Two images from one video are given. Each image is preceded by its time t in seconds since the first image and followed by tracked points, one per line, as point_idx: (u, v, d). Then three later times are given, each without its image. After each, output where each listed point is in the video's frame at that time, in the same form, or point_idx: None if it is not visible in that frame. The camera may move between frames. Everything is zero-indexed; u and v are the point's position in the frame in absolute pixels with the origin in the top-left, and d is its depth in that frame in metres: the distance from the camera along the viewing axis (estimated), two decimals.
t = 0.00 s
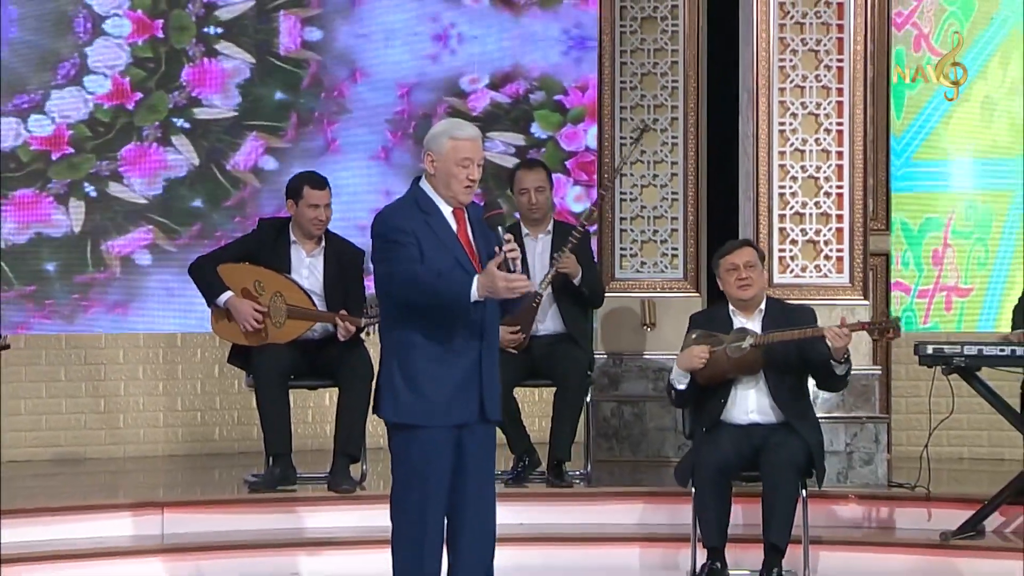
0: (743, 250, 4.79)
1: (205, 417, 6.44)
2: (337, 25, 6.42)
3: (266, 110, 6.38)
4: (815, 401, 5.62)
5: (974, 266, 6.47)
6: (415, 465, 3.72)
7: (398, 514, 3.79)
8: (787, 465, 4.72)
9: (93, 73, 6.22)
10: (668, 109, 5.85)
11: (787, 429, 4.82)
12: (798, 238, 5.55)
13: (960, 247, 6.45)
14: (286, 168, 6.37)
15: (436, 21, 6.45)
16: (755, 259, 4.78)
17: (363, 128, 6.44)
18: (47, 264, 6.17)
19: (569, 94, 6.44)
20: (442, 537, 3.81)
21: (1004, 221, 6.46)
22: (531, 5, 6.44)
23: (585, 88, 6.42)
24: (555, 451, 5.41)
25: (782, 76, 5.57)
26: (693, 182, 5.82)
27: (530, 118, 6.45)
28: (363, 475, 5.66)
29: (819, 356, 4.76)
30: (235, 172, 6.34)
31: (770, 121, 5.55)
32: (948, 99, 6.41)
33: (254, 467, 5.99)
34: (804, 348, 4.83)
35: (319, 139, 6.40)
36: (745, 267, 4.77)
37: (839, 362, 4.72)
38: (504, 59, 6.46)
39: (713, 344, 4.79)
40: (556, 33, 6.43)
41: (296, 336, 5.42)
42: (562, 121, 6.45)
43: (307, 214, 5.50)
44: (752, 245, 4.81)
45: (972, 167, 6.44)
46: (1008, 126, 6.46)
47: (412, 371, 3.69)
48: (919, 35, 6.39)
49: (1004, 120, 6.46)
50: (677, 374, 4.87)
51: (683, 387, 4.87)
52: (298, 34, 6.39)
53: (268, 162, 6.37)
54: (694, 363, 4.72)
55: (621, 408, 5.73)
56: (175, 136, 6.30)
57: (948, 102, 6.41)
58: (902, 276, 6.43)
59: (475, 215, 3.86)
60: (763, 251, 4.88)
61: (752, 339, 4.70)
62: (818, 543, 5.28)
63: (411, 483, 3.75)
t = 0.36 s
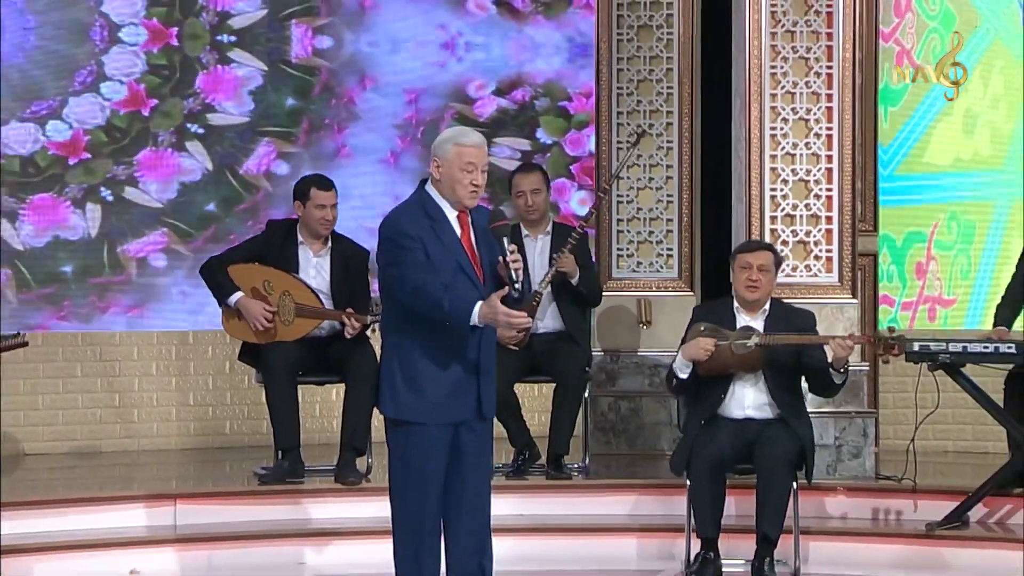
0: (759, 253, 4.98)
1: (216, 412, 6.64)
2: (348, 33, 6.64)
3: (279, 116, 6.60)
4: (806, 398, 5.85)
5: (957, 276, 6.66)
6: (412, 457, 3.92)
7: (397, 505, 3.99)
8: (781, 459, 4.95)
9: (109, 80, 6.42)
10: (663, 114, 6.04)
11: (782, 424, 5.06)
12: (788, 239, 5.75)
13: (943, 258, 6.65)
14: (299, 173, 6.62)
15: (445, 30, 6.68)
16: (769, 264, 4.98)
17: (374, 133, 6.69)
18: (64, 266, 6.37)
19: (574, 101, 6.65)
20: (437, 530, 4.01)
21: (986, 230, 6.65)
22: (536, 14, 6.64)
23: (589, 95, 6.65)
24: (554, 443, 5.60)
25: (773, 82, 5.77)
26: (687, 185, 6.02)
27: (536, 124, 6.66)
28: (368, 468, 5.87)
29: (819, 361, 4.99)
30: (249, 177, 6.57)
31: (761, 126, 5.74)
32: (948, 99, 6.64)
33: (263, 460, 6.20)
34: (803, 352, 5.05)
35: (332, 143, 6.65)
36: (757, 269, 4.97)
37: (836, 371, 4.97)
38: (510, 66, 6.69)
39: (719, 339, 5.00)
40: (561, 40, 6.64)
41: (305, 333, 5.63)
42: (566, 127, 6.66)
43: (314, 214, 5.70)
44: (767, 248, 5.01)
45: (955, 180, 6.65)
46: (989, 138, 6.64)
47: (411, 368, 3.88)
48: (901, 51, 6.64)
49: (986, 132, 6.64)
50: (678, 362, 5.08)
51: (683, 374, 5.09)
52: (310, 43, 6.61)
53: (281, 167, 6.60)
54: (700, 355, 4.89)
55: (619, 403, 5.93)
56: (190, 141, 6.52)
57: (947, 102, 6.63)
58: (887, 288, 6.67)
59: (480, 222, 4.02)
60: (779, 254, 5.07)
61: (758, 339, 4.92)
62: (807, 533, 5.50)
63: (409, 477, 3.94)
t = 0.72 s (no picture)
0: (758, 254, 5.20)
1: (229, 406, 6.88)
2: (360, 41, 6.91)
3: (292, 122, 6.85)
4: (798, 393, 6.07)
5: (943, 287, 6.87)
6: (415, 450, 4.13)
7: (403, 499, 4.19)
8: (776, 454, 5.15)
9: (127, 87, 6.63)
10: (660, 119, 6.26)
11: (777, 418, 5.26)
12: (781, 239, 5.95)
13: (928, 269, 6.88)
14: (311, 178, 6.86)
15: (454, 38, 6.96)
16: (767, 265, 5.20)
17: (387, 138, 6.96)
18: (84, 269, 6.59)
19: (581, 107, 6.97)
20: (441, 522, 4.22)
21: (970, 239, 6.86)
22: (542, 23, 6.94)
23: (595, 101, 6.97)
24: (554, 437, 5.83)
25: (766, 88, 5.97)
26: (684, 187, 6.24)
27: (544, 130, 6.96)
28: (376, 461, 6.10)
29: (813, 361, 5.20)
30: (264, 181, 6.82)
31: (755, 131, 5.95)
32: (948, 98, 6.86)
33: (274, 453, 6.42)
34: (798, 351, 5.26)
35: (345, 148, 6.90)
36: (755, 269, 5.18)
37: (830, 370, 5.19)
38: (516, 74, 6.97)
39: (718, 336, 5.21)
40: (568, 48, 6.94)
41: (314, 330, 5.84)
42: (574, 133, 6.96)
43: (320, 217, 5.91)
44: (766, 249, 5.22)
45: (940, 192, 6.87)
46: (973, 150, 6.84)
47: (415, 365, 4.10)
48: (885, 67, 6.89)
49: (969, 144, 6.84)
50: (677, 358, 5.29)
51: (683, 371, 5.29)
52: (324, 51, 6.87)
53: (296, 173, 6.86)
54: (699, 348, 5.13)
55: (617, 398, 6.15)
56: (206, 147, 6.75)
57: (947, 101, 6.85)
58: (875, 302, 6.92)
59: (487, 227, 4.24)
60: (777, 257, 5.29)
61: (756, 338, 5.13)
62: (799, 523, 5.73)
63: (411, 468, 4.15)
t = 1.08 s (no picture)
0: (744, 253, 5.44)
1: (243, 402, 7.15)
2: (372, 49, 7.13)
3: (307, 128, 7.09)
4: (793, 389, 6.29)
5: (932, 297, 7.19)
6: (420, 443, 4.34)
7: (410, 493, 4.40)
8: (769, 447, 5.39)
9: (146, 94, 6.86)
10: (659, 124, 6.48)
11: (771, 413, 5.49)
12: (776, 240, 6.16)
13: (916, 280, 7.22)
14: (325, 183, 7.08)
15: (465, 46, 7.19)
16: (754, 263, 5.44)
17: (400, 144, 7.19)
18: (104, 271, 6.80)
19: (589, 113, 7.17)
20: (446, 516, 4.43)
21: (958, 248, 7.16)
22: (549, 32, 7.14)
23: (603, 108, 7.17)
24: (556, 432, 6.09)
25: (762, 95, 6.18)
26: (682, 188, 6.47)
27: (552, 135, 7.17)
28: (385, 454, 6.32)
29: (802, 356, 5.42)
30: (281, 185, 7.05)
31: (751, 135, 6.17)
32: (948, 97, 7.16)
33: (287, 447, 6.65)
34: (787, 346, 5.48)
35: (357, 152, 7.14)
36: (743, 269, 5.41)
37: (820, 362, 5.38)
38: (525, 81, 7.17)
39: (709, 336, 5.43)
40: (576, 56, 7.17)
41: (325, 329, 6.06)
42: (581, 139, 7.18)
43: (329, 219, 6.12)
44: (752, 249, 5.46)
45: (929, 204, 7.20)
46: (960, 162, 7.14)
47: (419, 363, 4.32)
48: (874, 82, 7.28)
49: (956, 155, 7.14)
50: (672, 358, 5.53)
51: (677, 370, 5.54)
52: (339, 59, 7.10)
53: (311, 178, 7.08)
54: (691, 350, 5.36)
55: (619, 394, 6.35)
56: (222, 152, 6.99)
57: (947, 100, 7.15)
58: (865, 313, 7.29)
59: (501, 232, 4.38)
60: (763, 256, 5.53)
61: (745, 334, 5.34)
62: (794, 515, 5.95)
63: (417, 461, 4.36)
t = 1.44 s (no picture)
0: (720, 254, 5.68)
1: (257, 397, 7.40)
2: (384, 57, 7.41)
3: (320, 134, 7.35)
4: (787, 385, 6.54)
5: (924, 300, 7.43)
6: (425, 440, 4.47)
7: (418, 486, 4.51)
8: (759, 443, 5.61)
9: (164, 101, 7.10)
10: (658, 129, 6.71)
11: (763, 407, 5.71)
12: (771, 241, 6.39)
13: (910, 284, 7.45)
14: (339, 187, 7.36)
15: (473, 54, 7.47)
16: (731, 263, 5.68)
17: (411, 150, 7.47)
18: (123, 272, 7.08)
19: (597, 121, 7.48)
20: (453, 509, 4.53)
21: (949, 253, 7.39)
22: (557, 40, 7.46)
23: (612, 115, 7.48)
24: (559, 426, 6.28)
25: (757, 101, 6.41)
26: (681, 192, 6.68)
27: (559, 141, 7.47)
28: (394, 448, 6.57)
29: (789, 346, 5.63)
30: (296, 189, 7.32)
31: (747, 140, 6.38)
32: (948, 96, 7.39)
33: (299, 441, 6.89)
34: (774, 339, 5.70)
35: (370, 157, 7.42)
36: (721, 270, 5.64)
37: (809, 352, 5.59)
38: (534, 88, 7.45)
39: (697, 339, 5.64)
40: (584, 64, 7.45)
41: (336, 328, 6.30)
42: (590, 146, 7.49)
43: (339, 219, 6.34)
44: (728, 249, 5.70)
45: (921, 211, 7.44)
46: (950, 170, 7.39)
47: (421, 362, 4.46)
48: (867, 96, 7.54)
49: (946, 163, 7.39)
50: (664, 365, 5.74)
51: (670, 375, 5.75)
52: (352, 66, 7.37)
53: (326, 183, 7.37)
54: (681, 357, 5.56)
55: (619, 390, 6.57)
56: (238, 156, 7.25)
57: (947, 99, 7.38)
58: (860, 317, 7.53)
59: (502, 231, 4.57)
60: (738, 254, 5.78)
61: (732, 334, 5.55)
62: (788, 506, 6.17)
63: (423, 457, 4.49)
